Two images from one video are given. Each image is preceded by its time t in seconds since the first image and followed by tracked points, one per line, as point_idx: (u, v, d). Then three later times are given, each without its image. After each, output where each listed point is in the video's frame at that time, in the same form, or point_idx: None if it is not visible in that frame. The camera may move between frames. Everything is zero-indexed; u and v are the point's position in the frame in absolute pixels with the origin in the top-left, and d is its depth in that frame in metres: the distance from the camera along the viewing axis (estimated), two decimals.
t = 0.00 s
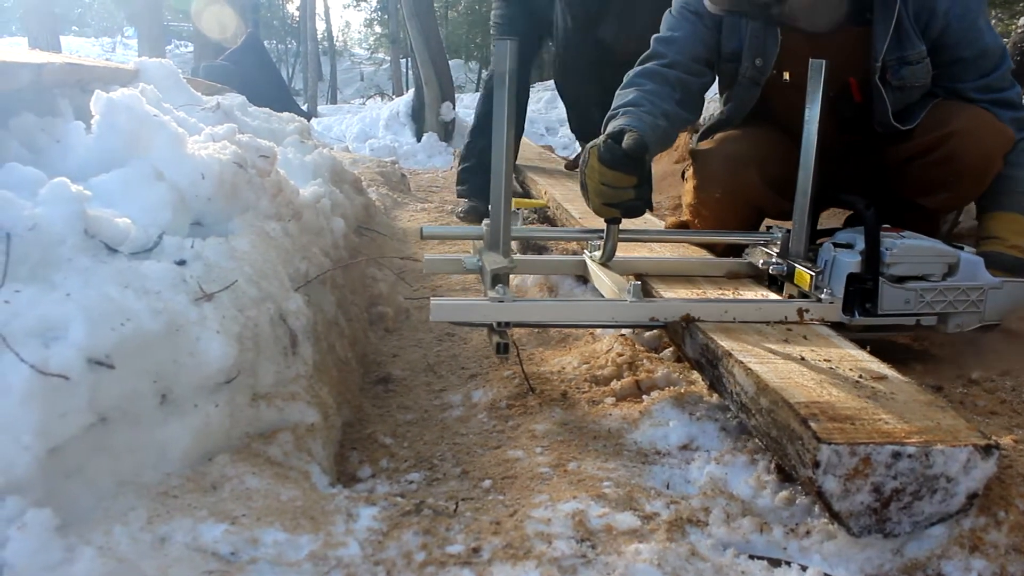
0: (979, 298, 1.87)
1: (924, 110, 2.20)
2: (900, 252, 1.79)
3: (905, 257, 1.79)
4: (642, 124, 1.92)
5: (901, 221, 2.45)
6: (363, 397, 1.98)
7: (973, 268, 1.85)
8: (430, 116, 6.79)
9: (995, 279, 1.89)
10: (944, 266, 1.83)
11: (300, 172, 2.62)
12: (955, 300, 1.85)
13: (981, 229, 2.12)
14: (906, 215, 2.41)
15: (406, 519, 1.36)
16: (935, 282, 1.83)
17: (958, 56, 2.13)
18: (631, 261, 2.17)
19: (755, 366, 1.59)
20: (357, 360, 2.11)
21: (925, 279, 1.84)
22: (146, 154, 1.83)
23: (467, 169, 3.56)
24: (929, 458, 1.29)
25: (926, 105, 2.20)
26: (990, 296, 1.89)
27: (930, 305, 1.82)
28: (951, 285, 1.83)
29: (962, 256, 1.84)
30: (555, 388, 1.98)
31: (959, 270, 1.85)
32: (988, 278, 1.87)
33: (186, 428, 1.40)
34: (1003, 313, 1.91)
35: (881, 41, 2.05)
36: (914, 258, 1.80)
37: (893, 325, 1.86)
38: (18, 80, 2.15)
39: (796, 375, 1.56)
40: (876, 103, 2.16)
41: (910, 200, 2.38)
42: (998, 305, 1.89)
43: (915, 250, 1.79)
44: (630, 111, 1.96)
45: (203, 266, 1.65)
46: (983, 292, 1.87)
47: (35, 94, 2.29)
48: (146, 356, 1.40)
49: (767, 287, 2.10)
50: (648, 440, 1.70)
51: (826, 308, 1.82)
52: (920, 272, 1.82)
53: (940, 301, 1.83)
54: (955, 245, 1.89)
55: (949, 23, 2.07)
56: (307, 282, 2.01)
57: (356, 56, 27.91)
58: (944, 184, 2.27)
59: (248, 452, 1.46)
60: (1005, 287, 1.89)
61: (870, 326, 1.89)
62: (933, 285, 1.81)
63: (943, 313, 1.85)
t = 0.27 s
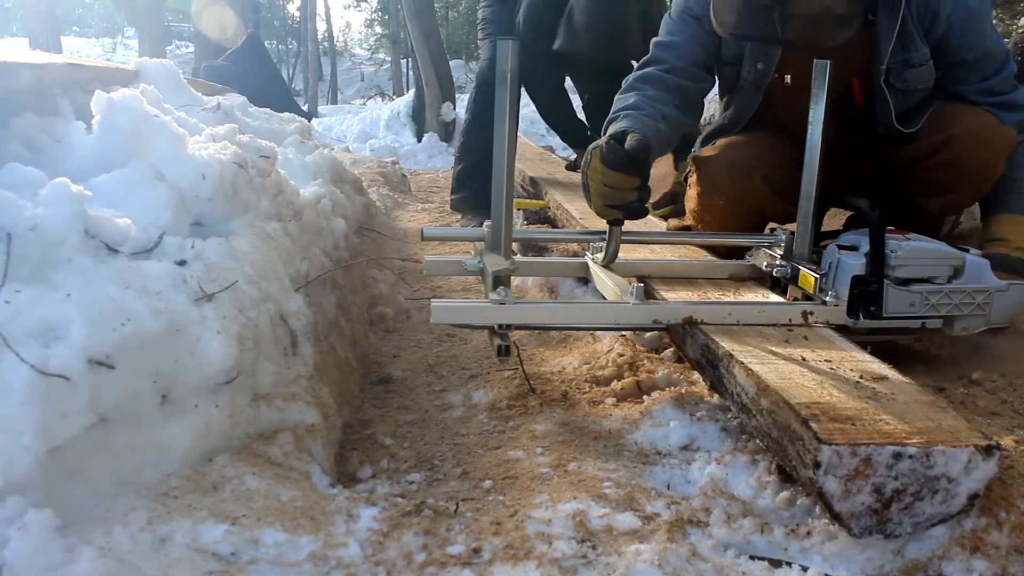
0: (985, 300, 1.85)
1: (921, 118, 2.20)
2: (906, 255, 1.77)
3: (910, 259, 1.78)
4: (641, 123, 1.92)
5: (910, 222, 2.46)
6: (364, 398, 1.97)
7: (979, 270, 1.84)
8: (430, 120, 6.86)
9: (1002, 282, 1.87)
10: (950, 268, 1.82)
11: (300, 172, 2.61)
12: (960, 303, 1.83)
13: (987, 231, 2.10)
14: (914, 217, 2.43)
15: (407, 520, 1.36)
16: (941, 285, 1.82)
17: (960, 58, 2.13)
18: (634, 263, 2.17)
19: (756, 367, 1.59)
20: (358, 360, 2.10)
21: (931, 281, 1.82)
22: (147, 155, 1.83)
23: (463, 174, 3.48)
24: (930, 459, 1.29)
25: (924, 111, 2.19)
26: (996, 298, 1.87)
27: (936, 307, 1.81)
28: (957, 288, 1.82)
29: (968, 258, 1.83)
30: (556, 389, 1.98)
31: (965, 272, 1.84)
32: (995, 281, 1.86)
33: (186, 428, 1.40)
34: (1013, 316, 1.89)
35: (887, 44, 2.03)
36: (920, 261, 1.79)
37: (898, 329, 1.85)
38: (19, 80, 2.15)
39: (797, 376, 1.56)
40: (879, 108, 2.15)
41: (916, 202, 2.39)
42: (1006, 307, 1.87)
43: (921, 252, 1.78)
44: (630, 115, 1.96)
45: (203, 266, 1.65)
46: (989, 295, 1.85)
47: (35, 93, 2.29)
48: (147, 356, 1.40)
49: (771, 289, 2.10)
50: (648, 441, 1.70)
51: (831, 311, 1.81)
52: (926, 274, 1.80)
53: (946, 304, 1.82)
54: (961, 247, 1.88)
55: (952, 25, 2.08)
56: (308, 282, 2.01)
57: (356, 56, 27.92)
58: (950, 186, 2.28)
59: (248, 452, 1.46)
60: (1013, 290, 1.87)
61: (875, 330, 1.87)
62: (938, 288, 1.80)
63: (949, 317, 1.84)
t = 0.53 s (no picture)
0: (989, 302, 1.85)
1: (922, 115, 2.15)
2: (911, 256, 1.76)
3: (915, 260, 1.77)
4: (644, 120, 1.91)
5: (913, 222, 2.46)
6: (364, 396, 1.98)
7: (983, 272, 1.84)
8: (430, 119, 6.86)
9: (1006, 283, 1.87)
10: (955, 269, 1.82)
11: (300, 171, 2.61)
12: (965, 304, 1.83)
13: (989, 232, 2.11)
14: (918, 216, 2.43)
15: (407, 519, 1.36)
16: (946, 286, 1.81)
17: (964, 57, 2.13)
18: (637, 264, 2.17)
19: (756, 365, 1.59)
20: (358, 359, 2.10)
21: (936, 282, 1.81)
22: (147, 154, 1.83)
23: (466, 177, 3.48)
24: (930, 458, 1.30)
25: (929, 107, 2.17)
26: (1000, 300, 1.86)
27: (941, 309, 1.81)
28: (962, 289, 1.82)
29: (973, 259, 1.83)
30: (556, 387, 1.98)
31: (969, 274, 1.84)
32: (999, 282, 1.85)
33: (187, 427, 1.40)
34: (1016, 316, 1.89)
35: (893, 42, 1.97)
36: (925, 262, 1.78)
37: (902, 330, 1.85)
38: (19, 79, 2.15)
39: (797, 374, 1.56)
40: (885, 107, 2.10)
41: (920, 199, 2.39)
42: (1009, 308, 1.87)
43: (926, 254, 1.77)
44: (633, 112, 1.97)
45: (204, 265, 1.65)
46: (994, 297, 1.85)
47: (35, 92, 2.29)
48: (147, 355, 1.40)
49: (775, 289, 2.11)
50: (649, 440, 1.70)
51: (835, 312, 1.81)
52: (931, 275, 1.79)
53: (950, 305, 1.82)
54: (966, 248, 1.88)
55: (957, 24, 2.06)
56: (308, 281, 2.00)
57: (356, 55, 27.90)
58: (954, 184, 2.28)
59: (249, 451, 1.46)
60: (1017, 292, 1.87)
61: (880, 332, 1.87)
62: (943, 289, 1.80)
63: (954, 318, 1.84)
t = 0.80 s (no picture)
0: (995, 308, 1.84)
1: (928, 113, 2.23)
2: (917, 260, 1.76)
3: (921, 265, 1.77)
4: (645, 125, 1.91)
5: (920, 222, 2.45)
6: (363, 396, 1.97)
7: (990, 277, 1.83)
8: (430, 118, 6.86)
9: (1013, 289, 1.86)
10: (961, 274, 1.81)
11: (300, 171, 2.61)
12: (971, 310, 1.82)
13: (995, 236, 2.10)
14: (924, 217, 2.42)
15: (406, 519, 1.36)
16: (951, 291, 1.81)
17: (963, 57, 2.15)
18: (639, 265, 2.16)
19: (756, 366, 1.59)
20: (357, 359, 2.10)
21: (941, 287, 1.81)
22: (147, 153, 1.83)
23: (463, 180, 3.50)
24: (929, 459, 1.30)
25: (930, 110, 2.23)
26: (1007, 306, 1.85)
27: (945, 314, 1.81)
28: (967, 295, 1.81)
29: (979, 264, 1.82)
30: (555, 388, 1.98)
31: (976, 279, 1.82)
32: (1005, 288, 1.84)
33: (185, 427, 1.40)
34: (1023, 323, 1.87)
35: (894, 42, 2.05)
36: (930, 267, 1.77)
37: (908, 334, 1.85)
38: (19, 78, 2.15)
39: (796, 375, 1.56)
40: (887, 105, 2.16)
41: (924, 199, 2.38)
42: (1016, 315, 1.86)
43: (931, 258, 1.76)
44: (633, 112, 1.96)
45: (203, 265, 1.65)
46: (1000, 302, 1.83)
47: (35, 91, 2.29)
48: (146, 354, 1.40)
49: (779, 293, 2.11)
50: (648, 440, 1.70)
51: (839, 317, 1.80)
52: (936, 280, 1.79)
53: (955, 310, 1.82)
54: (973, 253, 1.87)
55: (953, 23, 2.10)
56: (307, 281, 2.00)
57: (356, 55, 27.90)
58: (961, 183, 2.27)
59: (248, 451, 1.46)
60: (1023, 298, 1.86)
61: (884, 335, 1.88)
62: (948, 295, 1.79)
63: (959, 323, 1.83)
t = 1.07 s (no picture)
0: (983, 286, 1.87)
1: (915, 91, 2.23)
2: (904, 239, 1.78)
3: (908, 244, 1.79)
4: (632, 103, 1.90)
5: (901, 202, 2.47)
6: (348, 375, 1.97)
7: (978, 256, 1.86)
8: (416, 98, 6.82)
9: (1000, 268, 1.88)
10: (949, 253, 1.84)
11: (284, 151, 2.60)
12: (959, 288, 1.85)
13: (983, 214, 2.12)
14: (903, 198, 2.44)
15: (391, 496, 1.36)
16: (940, 270, 1.83)
17: (951, 34, 2.18)
18: (626, 246, 2.16)
19: (740, 344, 1.60)
20: (343, 338, 2.10)
21: (929, 266, 1.84)
22: (128, 131, 1.81)
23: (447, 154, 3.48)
24: (911, 434, 1.31)
25: (918, 88, 2.23)
26: (993, 284, 1.88)
27: (933, 293, 1.82)
28: (955, 274, 1.84)
29: (967, 243, 1.85)
30: (541, 366, 1.99)
31: (964, 258, 1.86)
32: (993, 267, 1.87)
33: (170, 407, 1.40)
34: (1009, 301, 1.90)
35: (881, 18, 2.07)
36: (918, 246, 1.80)
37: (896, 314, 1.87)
38: None
39: (780, 353, 1.57)
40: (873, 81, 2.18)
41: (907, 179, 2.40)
42: (1002, 293, 1.89)
43: (918, 237, 1.79)
44: (621, 90, 1.95)
45: (186, 245, 1.64)
46: (988, 281, 1.87)
47: (13, 70, 2.26)
48: (129, 334, 1.39)
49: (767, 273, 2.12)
50: (633, 417, 1.71)
51: (828, 296, 1.81)
52: (923, 259, 1.81)
53: (943, 289, 1.83)
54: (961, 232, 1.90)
55: None
56: (292, 260, 1.99)
57: (344, 38, 27.69)
58: (943, 164, 2.29)
59: (233, 431, 1.46)
60: (1010, 276, 1.89)
61: (871, 316, 1.88)
62: (937, 274, 1.81)
63: (947, 303, 1.86)
